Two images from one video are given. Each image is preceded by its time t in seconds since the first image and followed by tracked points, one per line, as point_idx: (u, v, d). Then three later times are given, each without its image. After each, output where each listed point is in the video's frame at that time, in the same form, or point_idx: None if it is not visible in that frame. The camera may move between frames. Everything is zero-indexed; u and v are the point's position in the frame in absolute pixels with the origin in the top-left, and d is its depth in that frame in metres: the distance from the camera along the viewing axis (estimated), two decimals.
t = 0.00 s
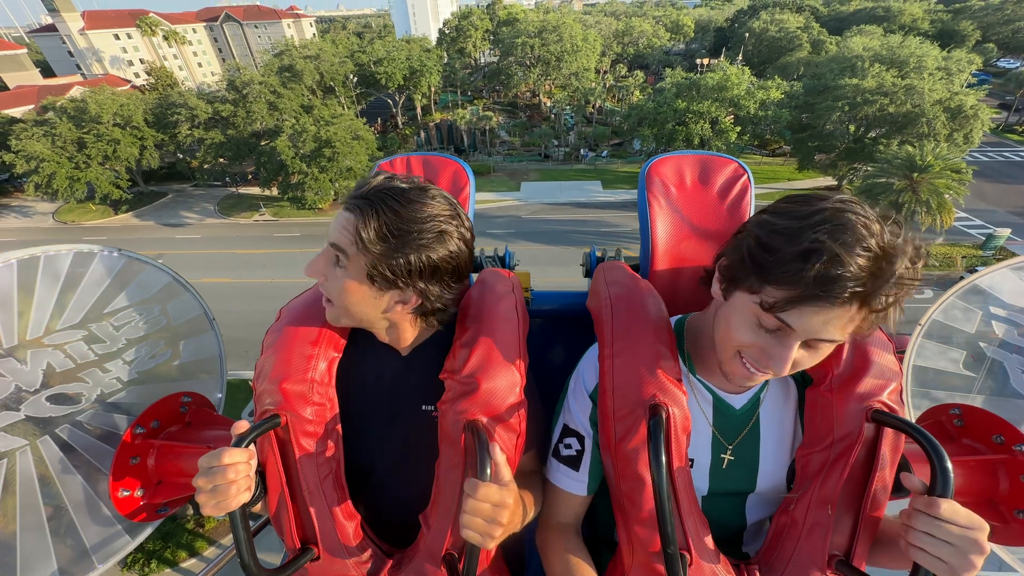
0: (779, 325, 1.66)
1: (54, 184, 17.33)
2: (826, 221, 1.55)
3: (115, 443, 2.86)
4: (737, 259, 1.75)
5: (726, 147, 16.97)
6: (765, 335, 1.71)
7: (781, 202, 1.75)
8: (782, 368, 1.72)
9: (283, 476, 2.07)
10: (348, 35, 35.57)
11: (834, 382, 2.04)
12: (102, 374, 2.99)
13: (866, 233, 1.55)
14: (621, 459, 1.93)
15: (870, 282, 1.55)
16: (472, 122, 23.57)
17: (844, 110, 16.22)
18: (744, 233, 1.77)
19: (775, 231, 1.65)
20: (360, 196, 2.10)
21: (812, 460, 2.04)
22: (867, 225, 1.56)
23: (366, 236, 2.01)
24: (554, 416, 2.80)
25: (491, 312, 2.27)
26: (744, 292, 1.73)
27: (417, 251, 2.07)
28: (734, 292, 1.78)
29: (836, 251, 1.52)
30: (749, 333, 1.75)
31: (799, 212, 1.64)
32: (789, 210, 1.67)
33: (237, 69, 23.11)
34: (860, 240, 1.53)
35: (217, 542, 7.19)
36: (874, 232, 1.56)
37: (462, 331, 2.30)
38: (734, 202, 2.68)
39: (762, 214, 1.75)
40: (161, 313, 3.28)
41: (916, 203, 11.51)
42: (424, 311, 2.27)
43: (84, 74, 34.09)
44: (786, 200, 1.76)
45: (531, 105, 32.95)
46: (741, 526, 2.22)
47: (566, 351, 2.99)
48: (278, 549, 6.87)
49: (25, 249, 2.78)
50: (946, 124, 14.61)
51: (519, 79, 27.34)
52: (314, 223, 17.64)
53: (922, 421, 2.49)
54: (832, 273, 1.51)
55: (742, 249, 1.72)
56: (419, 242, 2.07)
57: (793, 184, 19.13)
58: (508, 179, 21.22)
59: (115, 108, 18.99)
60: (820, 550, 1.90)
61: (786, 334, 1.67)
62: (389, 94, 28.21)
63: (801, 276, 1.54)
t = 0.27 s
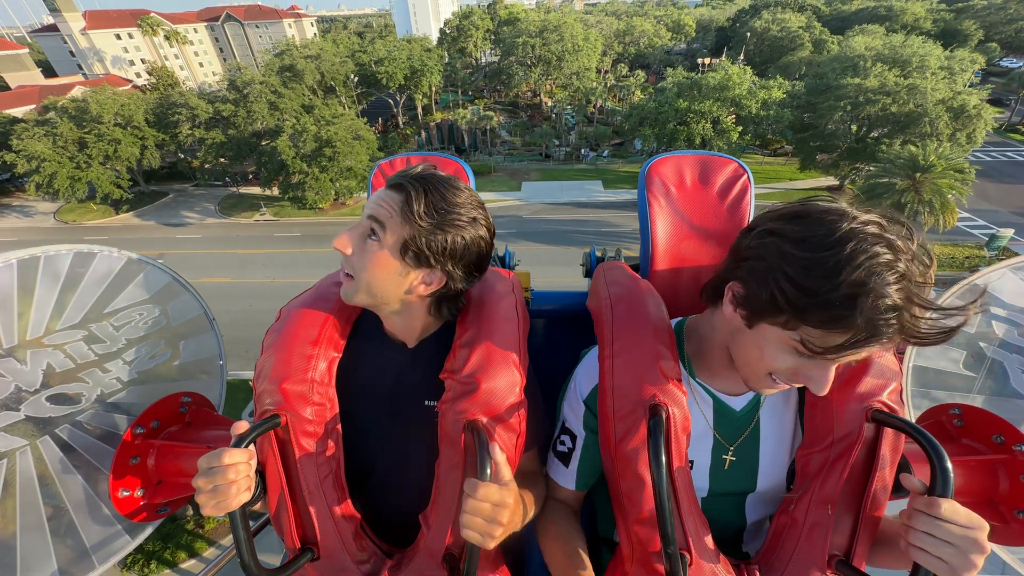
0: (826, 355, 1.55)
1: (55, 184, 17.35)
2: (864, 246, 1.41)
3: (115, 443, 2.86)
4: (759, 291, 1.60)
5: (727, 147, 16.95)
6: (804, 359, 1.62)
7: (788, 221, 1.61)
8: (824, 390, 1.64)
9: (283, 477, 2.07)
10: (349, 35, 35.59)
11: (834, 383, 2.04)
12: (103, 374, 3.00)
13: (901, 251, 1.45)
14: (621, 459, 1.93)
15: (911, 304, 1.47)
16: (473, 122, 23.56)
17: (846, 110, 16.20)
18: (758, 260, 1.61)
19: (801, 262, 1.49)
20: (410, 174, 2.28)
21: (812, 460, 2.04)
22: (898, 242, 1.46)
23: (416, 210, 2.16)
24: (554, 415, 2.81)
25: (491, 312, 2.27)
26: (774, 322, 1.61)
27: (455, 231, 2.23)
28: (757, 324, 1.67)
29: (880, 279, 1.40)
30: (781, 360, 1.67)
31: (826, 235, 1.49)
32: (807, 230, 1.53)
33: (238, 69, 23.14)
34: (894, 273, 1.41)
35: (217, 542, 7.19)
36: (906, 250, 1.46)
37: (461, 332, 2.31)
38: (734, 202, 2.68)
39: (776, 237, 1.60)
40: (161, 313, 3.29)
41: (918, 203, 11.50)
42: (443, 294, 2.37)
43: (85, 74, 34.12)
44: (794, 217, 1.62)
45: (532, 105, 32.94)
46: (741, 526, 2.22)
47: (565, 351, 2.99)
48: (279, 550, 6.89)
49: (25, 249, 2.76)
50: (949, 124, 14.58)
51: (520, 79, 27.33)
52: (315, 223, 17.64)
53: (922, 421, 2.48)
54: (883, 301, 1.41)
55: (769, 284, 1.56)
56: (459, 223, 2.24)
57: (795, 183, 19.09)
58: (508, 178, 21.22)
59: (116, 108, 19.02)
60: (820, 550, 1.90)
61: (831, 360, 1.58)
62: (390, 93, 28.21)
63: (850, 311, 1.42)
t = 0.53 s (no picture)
0: (852, 369, 1.56)
1: (48, 181, 17.26)
2: (878, 269, 1.38)
3: (115, 443, 2.85)
4: (776, 318, 1.56)
5: (726, 144, 16.91)
6: (824, 367, 1.63)
7: (790, 241, 1.55)
8: (845, 390, 1.67)
9: (283, 477, 2.07)
10: (345, 30, 35.40)
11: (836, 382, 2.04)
12: (102, 374, 3.00)
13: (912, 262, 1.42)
14: (621, 458, 1.93)
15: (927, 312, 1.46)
16: (470, 118, 23.49)
17: (844, 106, 16.16)
18: (767, 287, 1.56)
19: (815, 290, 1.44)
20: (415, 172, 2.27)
21: (812, 460, 2.04)
22: (904, 252, 1.42)
23: (421, 209, 2.15)
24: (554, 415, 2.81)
25: (491, 312, 2.27)
26: (794, 344, 1.58)
27: (459, 230, 2.23)
28: (775, 345, 1.64)
29: (897, 299, 1.39)
30: (801, 371, 1.67)
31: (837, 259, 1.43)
32: (813, 253, 1.48)
33: (233, 65, 23.01)
34: (905, 287, 1.39)
35: (214, 541, 7.21)
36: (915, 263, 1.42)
37: (461, 331, 2.30)
38: (734, 203, 2.67)
39: (782, 261, 1.53)
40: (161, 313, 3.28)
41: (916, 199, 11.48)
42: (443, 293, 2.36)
43: (79, 69, 33.89)
44: (794, 236, 1.55)
45: (529, 101, 32.85)
46: (741, 527, 2.22)
47: (566, 351, 2.98)
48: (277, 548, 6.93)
49: (26, 249, 2.76)
50: (947, 121, 14.59)
51: (517, 75, 27.21)
52: (312, 220, 17.61)
53: (921, 421, 2.49)
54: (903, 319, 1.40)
55: (790, 314, 1.51)
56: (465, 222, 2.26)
57: (793, 180, 19.06)
58: (506, 175, 21.17)
59: (110, 104, 18.93)
60: (820, 550, 1.90)
61: (855, 372, 1.58)
62: (386, 89, 28.08)
63: (875, 334, 1.42)
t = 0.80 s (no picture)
0: (857, 367, 1.55)
1: (39, 177, 17.18)
2: (880, 269, 1.37)
3: (115, 443, 2.84)
4: (782, 319, 1.54)
5: (723, 138, 16.84)
6: (827, 367, 1.63)
7: (790, 243, 1.53)
8: (849, 388, 1.66)
9: (282, 477, 2.07)
10: (340, 24, 35.16)
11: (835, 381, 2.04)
12: (103, 374, 2.99)
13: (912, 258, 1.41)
14: (621, 458, 1.93)
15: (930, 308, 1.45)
16: (465, 113, 23.40)
17: (842, 100, 16.06)
18: (770, 291, 1.54)
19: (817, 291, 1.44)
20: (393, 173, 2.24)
21: (812, 460, 2.03)
22: (904, 248, 1.41)
23: (408, 209, 2.13)
24: (553, 414, 2.80)
25: (490, 312, 2.25)
26: (798, 345, 1.57)
27: (449, 223, 2.23)
28: (780, 345, 1.63)
29: (899, 297, 1.39)
30: (805, 371, 1.66)
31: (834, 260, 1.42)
32: (814, 255, 1.46)
33: (226, 59, 22.86)
34: (907, 284, 1.39)
35: (211, 539, 7.25)
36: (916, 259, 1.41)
37: (461, 332, 2.29)
38: (735, 203, 2.65)
39: (783, 263, 1.51)
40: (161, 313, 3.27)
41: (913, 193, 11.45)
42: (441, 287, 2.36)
43: (70, 63, 33.61)
44: (792, 237, 1.53)
45: (525, 95, 32.69)
46: (741, 526, 2.22)
47: (566, 351, 2.98)
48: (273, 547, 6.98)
49: (26, 249, 2.77)
50: (944, 115, 14.57)
51: (513, 69, 27.06)
52: (307, 216, 17.56)
53: (921, 421, 2.48)
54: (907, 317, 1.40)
55: (794, 317, 1.49)
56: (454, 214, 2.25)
57: (790, 175, 19.00)
58: (502, 170, 21.11)
59: (100, 99, 18.84)
60: (819, 550, 1.91)
61: (859, 370, 1.58)
62: (381, 84, 27.94)
63: (879, 332, 1.42)
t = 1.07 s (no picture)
0: (856, 374, 1.54)
1: (32, 173, 17.16)
2: (881, 278, 1.36)
3: (115, 443, 2.82)
4: (781, 327, 1.54)
5: (722, 132, 16.80)
6: (825, 373, 1.63)
7: (790, 250, 1.52)
8: (848, 393, 1.66)
9: (282, 477, 2.06)
10: (337, 18, 35.03)
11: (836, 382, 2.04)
12: (103, 374, 2.99)
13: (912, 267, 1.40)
14: (621, 458, 1.93)
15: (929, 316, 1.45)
16: (463, 108, 23.35)
17: (841, 93, 16.01)
18: (771, 297, 1.53)
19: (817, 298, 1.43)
20: (353, 193, 2.06)
21: (812, 460, 2.03)
22: (905, 256, 1.41)
23: (379, 231, 2.03)
24: (553, 415, 2.80)
25: (490, 312, 2.25)
26: (798, 351, 1.57)
27: (418, 226, 2.18)
28: (779, 352, 1.62)
29: (900, 305, 1.38)
30: (800, 378, 1.67)
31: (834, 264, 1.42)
32: (815, 262, 1.45)
33: (221, 54, 22.78)
34: (909, 294, 1.38)
35: (210, 537, 7.28)
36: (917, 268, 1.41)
37: (460, 331, 2.29)
38: (735, 203, 2.64)
39: (784, 270, 1.50)
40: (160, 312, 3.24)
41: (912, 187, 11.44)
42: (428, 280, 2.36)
43: (65, 59, 33.46)
44: (793, 244, 1.52)
45: (524, 90, 32.59)
46: (741, 527, 2.22)
47: (567, 351, 2.97)
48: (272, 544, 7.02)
49: (27, 250, 2.88)
50: (944, 108, 14.54)
51: (511, 63, 26.95)
52: (304, 212, 17.54)
53: (922, 421, 2.48)
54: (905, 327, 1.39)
55: (794, 324, 1.49)
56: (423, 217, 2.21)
57: (790, 169, 18.96)
58: (500, 166, 21.06)
59: (93, 94, 18.82)
60: (820, 550, 1.91)
61: (858, 377, 1.58)
62: (378, 78, 27.86)
63: (879, 341, 1.41)
